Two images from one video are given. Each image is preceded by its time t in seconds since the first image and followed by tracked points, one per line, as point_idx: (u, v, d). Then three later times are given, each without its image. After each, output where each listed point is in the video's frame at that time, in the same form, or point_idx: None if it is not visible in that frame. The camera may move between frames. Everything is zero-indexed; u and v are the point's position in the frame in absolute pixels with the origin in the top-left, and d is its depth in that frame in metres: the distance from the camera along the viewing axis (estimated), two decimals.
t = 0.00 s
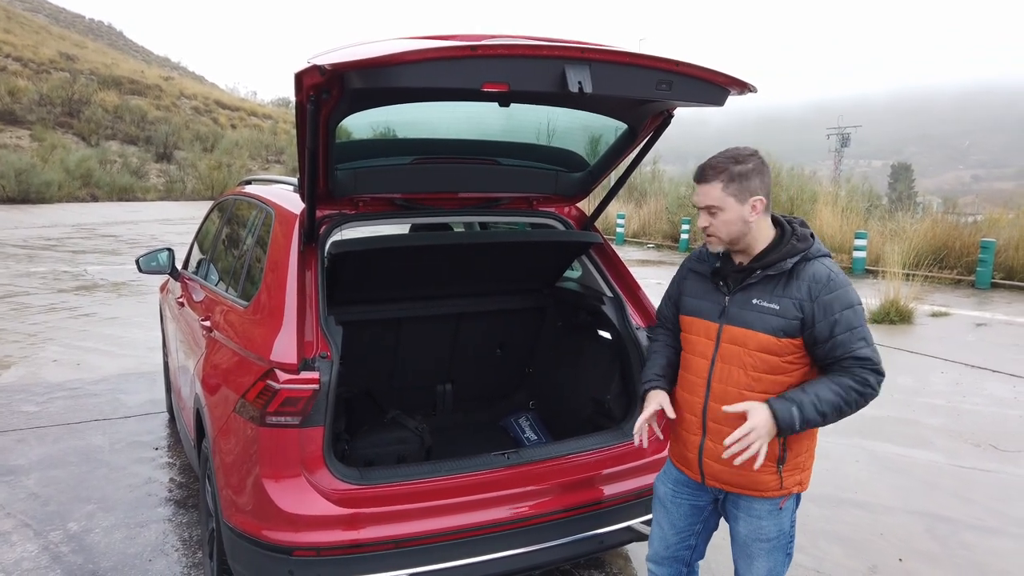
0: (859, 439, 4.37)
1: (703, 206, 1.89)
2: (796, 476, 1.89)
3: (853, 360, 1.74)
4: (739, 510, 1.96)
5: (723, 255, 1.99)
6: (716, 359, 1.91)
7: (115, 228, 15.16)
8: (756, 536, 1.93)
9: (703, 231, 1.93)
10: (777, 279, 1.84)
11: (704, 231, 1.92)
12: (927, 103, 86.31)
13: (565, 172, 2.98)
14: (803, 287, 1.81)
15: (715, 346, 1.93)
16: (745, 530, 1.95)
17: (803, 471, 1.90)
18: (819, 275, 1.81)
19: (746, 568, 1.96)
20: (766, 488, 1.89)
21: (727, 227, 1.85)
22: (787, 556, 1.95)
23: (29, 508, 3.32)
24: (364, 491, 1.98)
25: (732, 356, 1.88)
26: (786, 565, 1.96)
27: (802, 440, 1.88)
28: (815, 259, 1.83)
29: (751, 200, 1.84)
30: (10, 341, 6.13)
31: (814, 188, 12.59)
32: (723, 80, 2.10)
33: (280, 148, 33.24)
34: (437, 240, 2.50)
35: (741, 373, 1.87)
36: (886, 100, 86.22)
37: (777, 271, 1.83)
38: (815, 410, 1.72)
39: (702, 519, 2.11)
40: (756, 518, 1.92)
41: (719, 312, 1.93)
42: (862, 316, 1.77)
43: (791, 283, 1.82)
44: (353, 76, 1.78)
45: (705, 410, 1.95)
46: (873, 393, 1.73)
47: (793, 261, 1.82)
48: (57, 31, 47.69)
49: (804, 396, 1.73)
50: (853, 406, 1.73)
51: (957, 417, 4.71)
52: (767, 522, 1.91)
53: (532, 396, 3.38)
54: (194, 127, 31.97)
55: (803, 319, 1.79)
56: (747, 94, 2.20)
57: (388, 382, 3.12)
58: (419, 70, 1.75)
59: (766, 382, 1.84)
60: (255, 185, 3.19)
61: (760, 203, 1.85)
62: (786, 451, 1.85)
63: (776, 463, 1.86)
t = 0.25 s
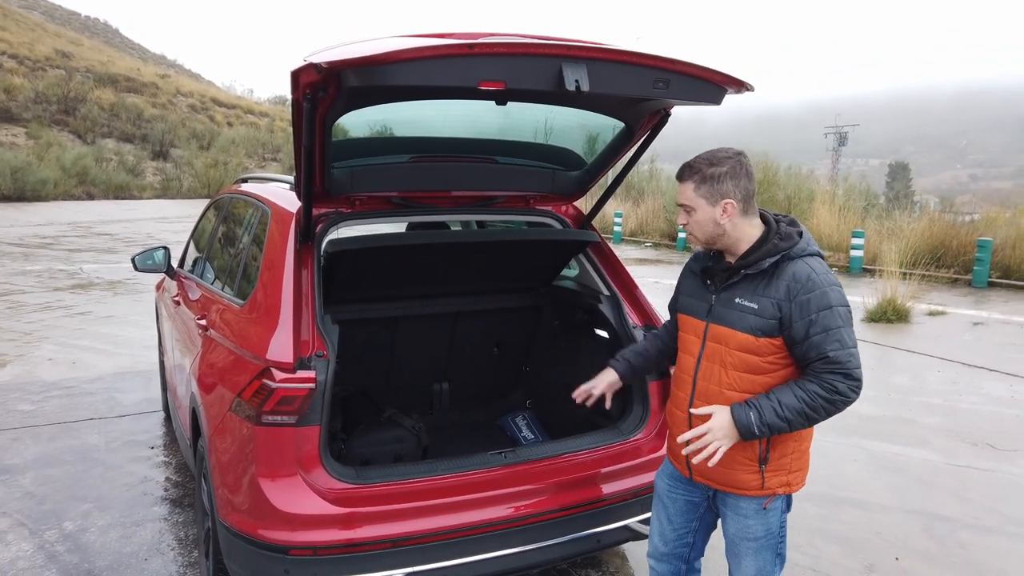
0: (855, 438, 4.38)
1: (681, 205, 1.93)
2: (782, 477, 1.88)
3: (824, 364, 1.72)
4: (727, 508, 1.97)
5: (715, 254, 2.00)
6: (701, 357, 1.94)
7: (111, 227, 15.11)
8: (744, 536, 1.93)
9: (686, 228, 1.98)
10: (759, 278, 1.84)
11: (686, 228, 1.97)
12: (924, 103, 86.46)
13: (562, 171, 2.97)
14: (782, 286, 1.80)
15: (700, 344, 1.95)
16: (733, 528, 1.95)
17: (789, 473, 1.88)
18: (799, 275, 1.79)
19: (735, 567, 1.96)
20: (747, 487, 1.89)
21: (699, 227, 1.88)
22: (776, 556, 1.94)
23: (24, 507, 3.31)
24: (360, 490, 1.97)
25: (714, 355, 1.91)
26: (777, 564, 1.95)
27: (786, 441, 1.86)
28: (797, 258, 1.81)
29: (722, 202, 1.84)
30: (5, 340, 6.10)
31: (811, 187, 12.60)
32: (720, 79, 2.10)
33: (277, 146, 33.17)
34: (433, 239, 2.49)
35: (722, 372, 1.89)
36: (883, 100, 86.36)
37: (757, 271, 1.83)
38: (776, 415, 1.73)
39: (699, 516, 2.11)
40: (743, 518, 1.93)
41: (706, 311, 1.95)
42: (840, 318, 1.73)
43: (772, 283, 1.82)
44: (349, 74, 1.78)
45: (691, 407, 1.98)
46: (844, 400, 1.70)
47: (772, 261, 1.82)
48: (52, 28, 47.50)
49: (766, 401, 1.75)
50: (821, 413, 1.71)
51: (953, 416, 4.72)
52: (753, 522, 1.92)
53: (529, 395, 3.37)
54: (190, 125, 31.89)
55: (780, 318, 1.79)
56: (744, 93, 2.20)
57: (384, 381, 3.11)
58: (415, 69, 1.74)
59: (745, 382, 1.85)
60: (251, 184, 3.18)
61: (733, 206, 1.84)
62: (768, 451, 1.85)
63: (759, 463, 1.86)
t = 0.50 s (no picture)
0: (853, 437, 4.38)
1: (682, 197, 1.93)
2: (770, 476, 1.87)
3: (805, 364, 1.69)
4: (718, 506, 1.97)
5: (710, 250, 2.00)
6: (692, 352, 1.95)
7: (107, 225, 15.04)
8: (735, 534, 1.93)
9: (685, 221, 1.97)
10: (749, 276, 1.85)
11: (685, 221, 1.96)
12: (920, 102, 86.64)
13: (559, 169, 2.96)
14: (770, 284, 1.79)
15: (692, 339, 1.96)
16: (725, 527, 1.95)
17: (778, 473, 1.87)
18: (788, 274, 1.78)
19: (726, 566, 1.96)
20: (734, 484, 1.89)
21: (699, 220, 1.88)
22: (768, 555, 1.93)
23: (18, 506, 3.29)
24: (356, 489, 1.96)
25: (704, 352, 1.92)
26: (768, 565, 1.94)
27: (774, 441, 1.85)
28: (787, 257, 1.80)
29: (723, 196, 1.83)
30: None
31: (809, 186, 12.60)
32: (718, 77, 2.09)
33: (273, 145, 33.10)
34: (429, 237, 2.48)
35: (710, 368, 1.90)
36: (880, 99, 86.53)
37: (746, 269, 1.84)
38: (755, 412, 1.72)
39: (694, 515, 2.10)
40: (734, 516, 1.93)
41: (698, 307, 1.96)
42: (825, 318, 1.71)
43: (761, 280, 1.82)
44: (344, 72, 1.77)
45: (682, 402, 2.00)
46: (825, 401, 1.68)
47: (762, 259, 1.81)
48: (47, 26, 47.30)
49: (746, 397, 1.74)
50: (801, 412, 1.69)
51: (950, 416, 4.72)
52: (744, 520, 1.91)
53: (525, 394, 3.36)
54: (187, 124, 31.79)
55: (766, 316, 1.79)
56: (741, 91, 2.19)
57: (380, 380, 3.10)
58: (411, 66, 1.73)
59: (732, 380, 1.86)
60: (246, 182, 3.17)
61: (733, 200, 1.84)
62: (756, 450, 1.84)
63: (746, 461, 1.86)
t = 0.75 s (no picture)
0: (849, 436, 4.39)
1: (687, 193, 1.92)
2: (765, 473, 1.88)
3: (800, 366, 1.71)
4: (714, 504, 1.98)
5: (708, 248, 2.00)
6: (688, 349, 1.96)
7: (104, 224, 15.03)
8: (731, 532, 1.94)
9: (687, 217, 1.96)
10: (745, 275, 1.85)
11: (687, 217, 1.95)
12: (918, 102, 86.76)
13: (556, 169, 2.97)
14: (767, 284, 1.80)
15: (688, 336, 1.97)
16: (721, 524, 1.95)
17: (773, 470, 1.88)
18: (784, 274, 1.78)
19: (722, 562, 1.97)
20: (730, 481, 1.90)
21: (703, 217, 1.88)
22: (764, 552, 1.94)
23: (16, 505, 3.29)
24: (353, 488, 1.97)
25: (700, 348, 1.92)
26: (764, 562, 1.95)
27: (769, 439, 1.85)
28: (784, 258, 1.80)
29: (729, 194, 1.84)
30: None
31: (806, 185, 12.62)
32: (714, 77, 2.10)
33: (271, 145, 33.08)
34: (427, 237, 2.49)
35: (707, 366, 1.91)
36: (878, 99, 86.64)
37: (742, 267, 1.84)
38: (749, 414, 1.73)
39: (689, 512, 2.11)
40: (729, 513, 1.93)
41: (694, 304, 1.96)
42: (821, 320, 1.72)
43: (757, 280, 1.82)
44: (341, 72, 1.77)
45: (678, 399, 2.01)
46: (818, 404, 1.69)
47: (758, 258, 1.82)
48: (45, 24, 47.21)
49: (740, 398, 1.75)
50: (794, 415, 1.71)
51: (946, 414, 4.74)
52: (740, 518, 1.92)
53: (523, 394, 3.37)
54: (184, 123, 31.76)
55: (762, 316, 1.79)
56: (737, 91, 2.19)
57: (378, 379, 3.11)
58: (408, 66, 1.74)
59: (728, 377, 1.86)
60: (244, 181, 3.17)
61: (738, 198, 1.84)
62: (751, 447, 1.85)
63: (742, 458, 1.87)
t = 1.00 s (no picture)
0: (844, 435, 4.40)
1: (728, 189, 1.84)
2: (766, 470, 1.88)
3: (799, 359, 1.72)
4: (714, 503, 1.97)
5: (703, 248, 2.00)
6: (687, 350, 1.95)
7: (100, 223, 15.00)
8: (731, 531, 1.94)
9: (717, 217, 1.86)
10: (746, 272, 1.85)
11: (724, 216, 1.85)
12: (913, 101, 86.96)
13: (551, 168, 2.97)
14: (769, 280, 1.80)
15: (687, 337, 1.95)
16: (720, 523, 1.95)
17: (773, 467, 1.88)
18: (785, 269, 1.79)
19: (722, 561, 1.97)
20: (732, 480, 1.89)
21: (748, 213, 1.85)
22: (763, 550, 1.95)
23: (10, 505, 3.28)
24: (347, 487, 1.96)
25: (701, 348, 1.91)
26: (762, 559, 1.96)
27: (770, 435, 1.86)
28: (784, 254, 1.81)
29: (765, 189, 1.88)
30: None
31: (802, 184, 12.65)
32: (709, 77, 2.10)
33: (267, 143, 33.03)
34: (422, 235, 2.48)
35: (708, 365, 1.89)
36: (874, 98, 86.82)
37: (744, 265, 1.84)
38: (749, 411, 1.74)
39: (685, 512, 2.11)
40: (730, 512, 1.93)
41: (693, 304, 1.96)
42: (821, 312, 1.73)
43: (758, 276, 1.82)
44: (335, 71, 1.77)
45: (677, 400, 1.99)
46: (818, 396, 1.70)
47: (760, 255, 1.82)
48: (40, 22, 47.06)
49: (740, 396, 1.76)
50: (795, 409, 1.71)
51: (941, 413, 4.76)
52: (740, 516, 1.92)
53: (518, 393, 3.37)
54: (180, 121, 31.69)
55: (765, 311, 1.79)
56: (732, 90, 2.20)
57: (373, 378, 3.10)
58: (402, 64, 1.74)
59: (731, 375, 1.85)
60: (239, 180, 3.16)
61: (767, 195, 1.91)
62: (752, 445, 1.86)
63: (743, 456, 1.87)
